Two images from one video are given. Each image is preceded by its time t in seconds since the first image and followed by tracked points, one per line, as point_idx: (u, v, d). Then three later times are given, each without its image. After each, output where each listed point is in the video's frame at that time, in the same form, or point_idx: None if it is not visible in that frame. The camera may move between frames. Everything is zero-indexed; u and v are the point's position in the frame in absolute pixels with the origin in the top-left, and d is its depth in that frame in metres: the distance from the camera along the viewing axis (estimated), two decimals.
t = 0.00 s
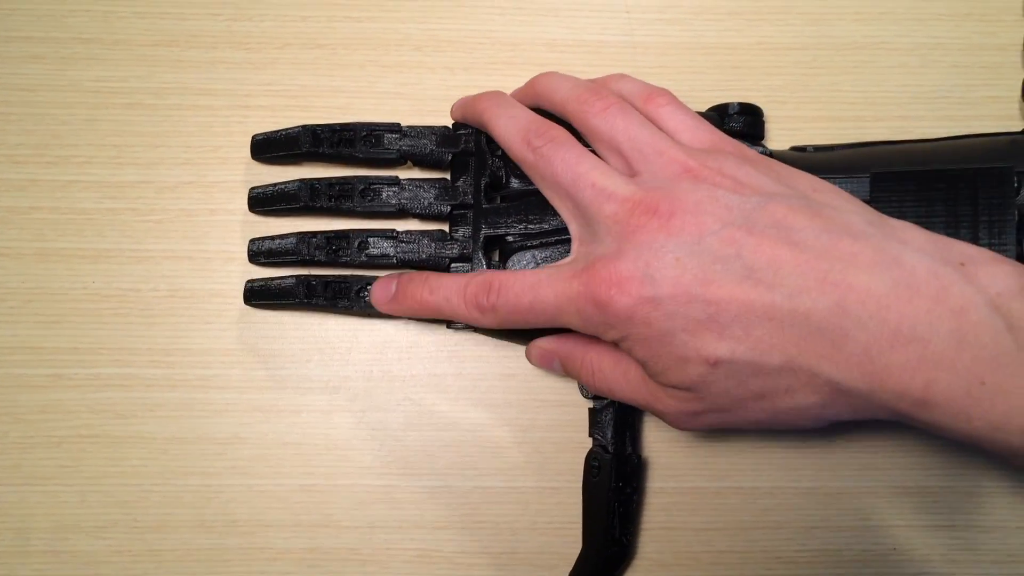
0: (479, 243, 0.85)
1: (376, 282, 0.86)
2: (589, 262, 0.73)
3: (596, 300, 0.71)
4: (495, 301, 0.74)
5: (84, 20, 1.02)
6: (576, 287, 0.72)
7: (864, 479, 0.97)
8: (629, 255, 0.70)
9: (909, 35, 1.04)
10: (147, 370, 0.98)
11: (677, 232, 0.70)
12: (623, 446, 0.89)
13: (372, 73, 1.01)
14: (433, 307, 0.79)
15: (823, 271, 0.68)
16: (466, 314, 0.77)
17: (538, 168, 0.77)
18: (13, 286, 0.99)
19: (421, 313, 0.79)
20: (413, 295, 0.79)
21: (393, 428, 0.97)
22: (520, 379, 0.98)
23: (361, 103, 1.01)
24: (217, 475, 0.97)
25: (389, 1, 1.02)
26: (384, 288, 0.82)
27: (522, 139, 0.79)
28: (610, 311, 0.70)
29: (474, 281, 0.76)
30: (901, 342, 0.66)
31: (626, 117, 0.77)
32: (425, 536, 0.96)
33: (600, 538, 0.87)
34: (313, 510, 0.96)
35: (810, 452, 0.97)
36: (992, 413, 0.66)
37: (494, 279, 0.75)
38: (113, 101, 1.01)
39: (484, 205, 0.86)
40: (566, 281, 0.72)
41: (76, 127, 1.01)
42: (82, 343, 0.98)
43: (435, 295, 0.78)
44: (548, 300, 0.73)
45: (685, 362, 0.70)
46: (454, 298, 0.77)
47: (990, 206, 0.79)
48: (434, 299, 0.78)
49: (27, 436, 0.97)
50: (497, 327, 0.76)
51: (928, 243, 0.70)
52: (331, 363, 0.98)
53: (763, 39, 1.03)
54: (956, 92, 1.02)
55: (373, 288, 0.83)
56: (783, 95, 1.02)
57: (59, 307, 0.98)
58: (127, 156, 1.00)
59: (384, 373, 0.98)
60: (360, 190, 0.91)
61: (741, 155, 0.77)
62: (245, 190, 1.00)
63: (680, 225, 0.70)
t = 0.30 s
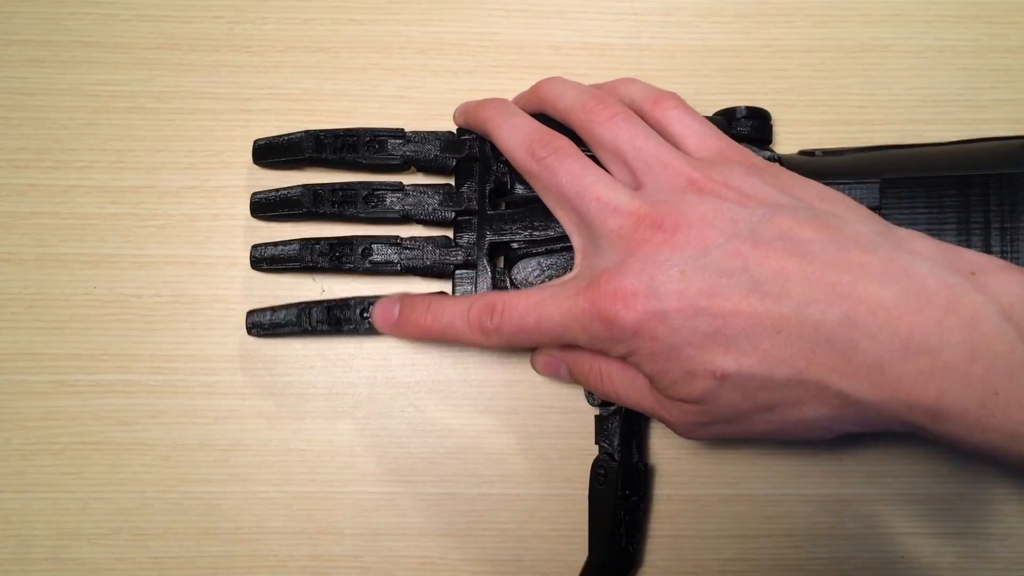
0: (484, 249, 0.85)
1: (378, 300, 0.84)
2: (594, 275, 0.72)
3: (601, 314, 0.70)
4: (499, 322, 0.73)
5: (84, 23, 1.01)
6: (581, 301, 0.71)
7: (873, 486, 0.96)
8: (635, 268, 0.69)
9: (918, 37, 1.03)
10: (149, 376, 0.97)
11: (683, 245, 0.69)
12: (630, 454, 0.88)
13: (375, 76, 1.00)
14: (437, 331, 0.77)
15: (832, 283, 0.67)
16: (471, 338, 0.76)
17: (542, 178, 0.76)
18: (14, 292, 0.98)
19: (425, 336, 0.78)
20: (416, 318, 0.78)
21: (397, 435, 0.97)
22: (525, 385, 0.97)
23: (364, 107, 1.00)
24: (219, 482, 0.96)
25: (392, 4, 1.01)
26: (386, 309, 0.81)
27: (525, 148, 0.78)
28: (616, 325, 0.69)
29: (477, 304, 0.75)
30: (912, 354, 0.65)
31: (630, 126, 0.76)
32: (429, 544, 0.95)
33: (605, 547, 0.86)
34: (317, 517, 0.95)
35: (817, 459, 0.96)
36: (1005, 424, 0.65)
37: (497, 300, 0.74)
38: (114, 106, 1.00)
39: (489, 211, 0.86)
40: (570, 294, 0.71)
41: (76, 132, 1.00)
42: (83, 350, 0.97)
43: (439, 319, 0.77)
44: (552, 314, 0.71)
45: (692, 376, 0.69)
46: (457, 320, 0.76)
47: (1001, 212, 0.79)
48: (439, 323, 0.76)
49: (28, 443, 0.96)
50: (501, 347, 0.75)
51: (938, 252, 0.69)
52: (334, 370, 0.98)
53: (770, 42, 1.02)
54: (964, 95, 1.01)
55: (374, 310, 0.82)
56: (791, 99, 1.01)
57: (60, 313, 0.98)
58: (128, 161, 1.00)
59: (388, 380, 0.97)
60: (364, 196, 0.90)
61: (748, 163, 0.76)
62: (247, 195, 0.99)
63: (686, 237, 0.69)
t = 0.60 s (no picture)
0: (480, 258, 0.85)
1: (376, 307, 0.85)
2: (590, 284, 0.72)
3: (597, 323, 0.69)
4: (496, 329, 0.73)
5: (81, 27, 1.01)
6: (576, 310, 0.71)
7: (870, 493, 0.96)
8: (631, 277, 0.69)
9: (917, 43, 1.03)
10: (146, 382, 0.97)
11: (679, 255, 0.69)
12: (629, 462, 0.88)
13: (373, 81, 1.00)
14: (435, 339, 0.78)
15: (828, 293, 0.67)
16: (468, 346, 0.76)
17: (537, 187, 0.76)
18: (10, 298, 0.98)
19: (423, 343, 0.79)
20: (415, 326, 0.79)
21: (395, 442, 0.96)
22: (522, 391, 0.97)
23: (361, 112, 1.00)
24: (216, 488, 0.96)
25: (390, 9, 1.01)
26: (385, 315, 0.81)
27: (521, 157, 0.78)
28: (611, 335, 0.69)
29: (476, 311, 0.75)
30: (908, 364, 0.65)
31: (627, 134, 0.76)
32: (427, 551, 0.95)
33: (604, 555, 0.87)
34: (314, 524, 0.95)
35: (814, 465, 0.96)
36: (1001, 433, 0.65)
37: (495, 308, 0.74)
38: (111, 111, 1.00)
39: (485, 220, 0.86)
40: (566, 303, 0.71)
41: (73, 137, 1.00)
42: (80, 355, 0.97)
43: (436, 327, 0.77)
44: (548, 323, 0.71)
45: (689, 385, 0.69)
46: (456, 328, 0.76)
47: (1000, 217, 0.78)
48: (437, 331, 0.77)
49: (25, 449, 0.96)
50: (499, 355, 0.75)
51: (934, 261, 0.69)
52: (332, 376, 0.97)
53: (769, 47, 1.02)
54: (963, 101, 1.01)
55: (373, 317, 0.82)
56: (789, 104, 1.01)
57: (57, 319, 0.97)
58: (124, 166, 0.99)
59: (385, 386, 0.97)
60: (360, 205, 0.90)
61: (745, 170, 0.76)
62: (244, 200, 0.99)
63: (682, 246, 0.69)
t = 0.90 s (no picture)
0: (480, 260, 0.85)
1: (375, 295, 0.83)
2: (589, 290, 0.72)
3: (597, 329, 0.69)
4: (497, 324, 0.73)
5: (79, 31, 1.01)
6: (575, 316, 0.71)
7: (869, 495, 0.96)
8: (629, 283, 0.69)
9: (916, 46, 1.03)
10: (145, 386, 0.97)
11: (678, 261, 0.69)
12: (629, 465, 0.88)
13: (372, 84, 1.00)
14: (434, 325, 0.77)
15: (827, 298, 0.67)
16: (467, 335, 0.75)
17: (535, 193, 0.76)
18: (10, 302, 0.98)
19: (422, 329, 0.77)
20: (415, 310, 0.77)
21: (395, 445, 0.97)
22: (522, 394, 0.97)
23: (361, 115, 1.00)
24: (216, 492, 0.96)
25: (389, 12, 1.01)
26: (385, 300, 0.80)
27: (519, 163, 0.78)
28: (610, 340, 0.69)
29: (478, 303, 0.75)
30: (908, 368, 0.65)
31: (625, 138, 0.76)
32: (426, 553, 0.95)
33: (604, 557, 0.86)
34: (313, 527, 0.95)
35: (814, 467, 0.96)
36: (1000, 436, 0.66)
37: (498, 302, 0.74)
38: (110, 114, 1.00)
39: (485, 222, 0.86)
40: (565, 309, 0.71)
41: (72, 140, 1.00)
42: (79, 359, 0.97)
43: (437, 312, 0.76)
44: (547, 329, 0.71)
45: (688, 392, 0.69)
46: (456, 317, 0.75)
47: (998, 220, 0.79)
48: (437, 317, 0.76)
49: (24, 453, 0.96)
50: (497, 350, 0.74)
51: (932, 266, 0.69)
52: (331, 379, 0.97)
53: (767, 50, 1.02)
54: (963, 103, 1.01)
55: (372, 301, 0.81)
56: (788, 107, 1.01)
57: (55, 323, 0.97)
58: (123, 169, 0.99)
59: (384, 389, 0.97)
60: (360, 208, 0.90)
61: (745, 173, 0.76)
62: (243, 204, 0.99)
63: (681, 252, 0.69)
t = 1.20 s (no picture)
0: (479, 264, 0.86)
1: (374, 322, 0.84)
2: (586, 292, 0.72)
3: (594, 331, 0.69)
4: (492, 345, 0.73)
5: (78, 32, 1.01)
6: (572, 318, 0.71)
7: (868, 496, 0.96)
8: (626, 286, 0.69)
9: (913, 47, 1.03)
10: (144, 387, 0.97)
11: (674, 263, 0.69)
12: (628, 466, 0.88)
13: (370, 86, 1.00)
14: (432, 357, 0.77)
15: (823, 300, 0.67)
16: (467, 363, 0.76)
17: (533, 195, 0.77)
18: (8, 302, 0.98)
19: (421, 362, 0.78)
20: (411, 346, 0.78)
21: (393, 446, 0.97)
22: (520, 396, 0.97)
23: (359, 116, 1.00)
24: (214, 492, 0.96)
25: (387, 13, 1.01)
26: (380, 334, 0.81)
27: (517, 165, 0.78)
28: (607, 342, 0.69)
29: (472, 328, 0.75)
30: (904, 371, 0.65)
31: (623, 141, 0.76)
32: (424, 554, 0.95)
33: (604, 559, 0.87)
34: (311, 528, 0.95)
35: (812, 469, 0.96)
36: (997, 439, 0.66)
37: (491, 323, 0.74)
38: (108, 115, 1.00)
39: (483, 226, 0.86)
40: (562, 311, 0.72)
41: (70, 141, 1.00)
42: (77, 360, 0.97)
43: (433, 346, 0.77)
44: (544, 331, 0.71)
45: (685, 393, 0.69)
46: (451, 344, 0.76)
47: (996, 220, 0.78)
48: (434, 350, 0.77)
49: (22, 453, 0.96)
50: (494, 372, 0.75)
51: (929, 269, 0.69)
52: (329, 381, 0.97)
53: (765, 52, 1.02)
54: (960, 104, 1.01)
55: (370, 331, 0.81)
56: (786, 108, 1.01)
57: (54, 324, 0.97)
58: (122, 171, 0.99)
59: (383, 390, 0.97)
60: (358, 213, 0.90)
61: (742, 176, 0.76)
62: (242, 205, 0.99)
63: (678, 255, 0.70)
